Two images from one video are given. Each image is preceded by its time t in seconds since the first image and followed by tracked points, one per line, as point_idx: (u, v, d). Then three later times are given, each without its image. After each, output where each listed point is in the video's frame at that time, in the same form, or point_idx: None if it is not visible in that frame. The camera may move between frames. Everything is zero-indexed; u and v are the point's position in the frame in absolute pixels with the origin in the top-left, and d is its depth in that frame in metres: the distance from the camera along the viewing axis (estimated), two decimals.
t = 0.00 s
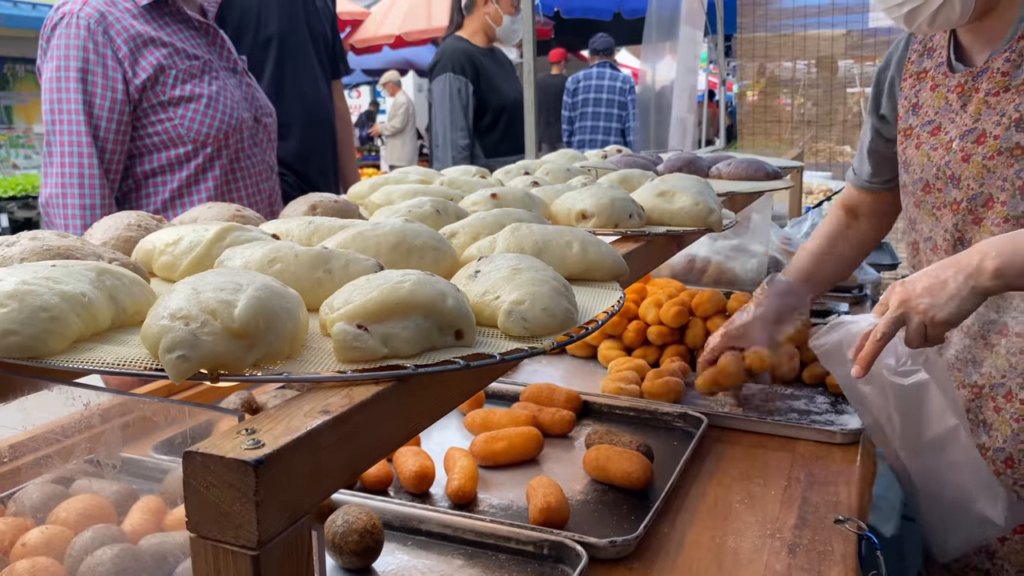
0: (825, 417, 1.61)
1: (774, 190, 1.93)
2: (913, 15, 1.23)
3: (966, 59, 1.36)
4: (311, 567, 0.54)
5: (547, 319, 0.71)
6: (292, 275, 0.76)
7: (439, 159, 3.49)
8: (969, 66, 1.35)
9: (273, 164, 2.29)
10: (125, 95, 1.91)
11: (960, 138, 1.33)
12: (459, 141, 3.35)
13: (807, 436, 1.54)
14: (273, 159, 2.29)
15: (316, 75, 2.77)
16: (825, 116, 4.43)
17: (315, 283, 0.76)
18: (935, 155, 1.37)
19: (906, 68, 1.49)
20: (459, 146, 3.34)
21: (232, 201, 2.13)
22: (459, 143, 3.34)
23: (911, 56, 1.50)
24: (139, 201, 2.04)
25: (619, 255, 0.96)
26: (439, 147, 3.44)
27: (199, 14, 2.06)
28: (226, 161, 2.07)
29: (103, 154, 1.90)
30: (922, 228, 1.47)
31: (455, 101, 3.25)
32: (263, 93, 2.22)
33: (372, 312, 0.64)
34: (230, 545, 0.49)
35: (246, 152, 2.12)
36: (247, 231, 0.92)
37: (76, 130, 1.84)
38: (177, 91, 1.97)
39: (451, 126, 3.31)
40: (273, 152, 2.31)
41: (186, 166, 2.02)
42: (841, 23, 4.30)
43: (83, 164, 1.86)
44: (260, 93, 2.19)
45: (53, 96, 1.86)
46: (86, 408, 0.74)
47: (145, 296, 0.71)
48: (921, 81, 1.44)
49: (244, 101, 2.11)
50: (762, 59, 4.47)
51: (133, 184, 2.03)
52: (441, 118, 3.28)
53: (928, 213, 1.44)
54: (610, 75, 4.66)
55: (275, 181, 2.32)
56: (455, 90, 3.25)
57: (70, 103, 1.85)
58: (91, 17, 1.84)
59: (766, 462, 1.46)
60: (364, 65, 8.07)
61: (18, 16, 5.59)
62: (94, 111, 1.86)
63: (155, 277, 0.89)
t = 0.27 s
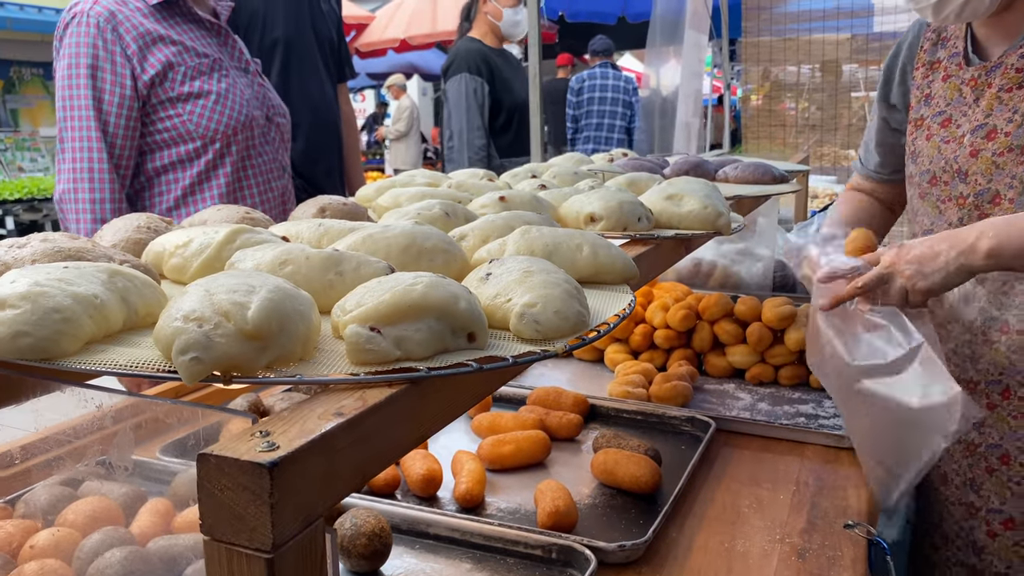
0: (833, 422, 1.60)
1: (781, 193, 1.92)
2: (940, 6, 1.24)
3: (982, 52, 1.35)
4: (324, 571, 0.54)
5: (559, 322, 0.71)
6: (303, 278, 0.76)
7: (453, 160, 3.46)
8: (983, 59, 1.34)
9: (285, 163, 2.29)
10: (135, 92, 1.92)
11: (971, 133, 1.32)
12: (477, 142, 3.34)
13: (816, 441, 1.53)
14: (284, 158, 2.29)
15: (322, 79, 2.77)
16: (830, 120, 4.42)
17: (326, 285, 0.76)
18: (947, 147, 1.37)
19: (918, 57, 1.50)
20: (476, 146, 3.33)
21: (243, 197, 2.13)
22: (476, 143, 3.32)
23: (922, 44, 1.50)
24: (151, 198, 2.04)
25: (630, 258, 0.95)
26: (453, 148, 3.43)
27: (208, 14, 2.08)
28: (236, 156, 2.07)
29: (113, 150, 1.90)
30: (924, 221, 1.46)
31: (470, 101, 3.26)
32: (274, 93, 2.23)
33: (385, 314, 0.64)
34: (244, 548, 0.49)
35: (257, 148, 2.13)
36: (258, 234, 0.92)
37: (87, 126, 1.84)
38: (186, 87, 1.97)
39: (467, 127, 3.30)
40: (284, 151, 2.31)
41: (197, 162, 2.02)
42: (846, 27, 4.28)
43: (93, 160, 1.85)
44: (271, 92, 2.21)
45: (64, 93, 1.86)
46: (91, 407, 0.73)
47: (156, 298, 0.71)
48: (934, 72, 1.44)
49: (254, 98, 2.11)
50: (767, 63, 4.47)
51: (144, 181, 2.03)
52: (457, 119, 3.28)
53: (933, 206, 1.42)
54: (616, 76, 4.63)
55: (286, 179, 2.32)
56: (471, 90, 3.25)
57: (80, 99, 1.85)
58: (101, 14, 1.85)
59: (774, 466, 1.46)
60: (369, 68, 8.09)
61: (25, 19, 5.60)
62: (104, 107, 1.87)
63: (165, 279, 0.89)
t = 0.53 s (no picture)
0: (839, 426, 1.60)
1: (786, 197, 1.92)
2: (948, 7, 1.22)
3: (994, 50, 1.33)
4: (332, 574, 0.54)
5: (568, 325, 0.70)
6: (311, 280, 0.75)
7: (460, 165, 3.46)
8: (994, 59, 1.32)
9: (296, 164, 2.29)
10: (146, 91, 1.94)
11: (984, 136, 1.31)
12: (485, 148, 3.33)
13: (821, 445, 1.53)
14: (295, 160, 2.28)
15: (328, 82, 2.78)
16: (833, 124, 4.42)
17: (333, 287, 0.76)
18: (957, 147, 1.36)
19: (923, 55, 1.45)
20: (484, 152, 3.33)
21: (252, 197, 2.13)
22: (484, 148, 3.33)
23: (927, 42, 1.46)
24: (161, 196, 2.05)
25: (637, 261, 0.95)
26: (461, 153, 3.42)
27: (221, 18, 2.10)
28: (246, 155, 2.07)
29: (124, 148, 1.92)
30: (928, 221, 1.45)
31: (480, 104, 3.26)
32: (285, 95, 2.24)
33: (393, 316, 0.64)
34: (253, 552, 0.48)
35: (267, 148, 2.12)
36: (264, 236, 0.92)
37: (99, 123, 1.87)
38: (196, 87, 1.98)
39: (475, 131, 3.30)
40: (296, 153, 2.31)
41: (206, 161, 2.02)
42: (850, 31, 4.24)
43: (105, 156, 1.87)
44: (283, 95, 2.21)
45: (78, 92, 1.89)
46: (99, 410, 0.73)
47: (163, 300, 0.71)
48: (939, 68, 1.41)
49: (264, 100, 2.12)
50: (770, 66, 4.47)
51: (155, 180, 2.04)
52: (466, 123, 3.28)
53: (939, 206, 1.40)
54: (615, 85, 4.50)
55: (297, 181, 2.31)
56: (480, 94, 3.25)
57: (93, 97, 1.87)
58: (115, 15, 1.88)
59: (780, 471, 1.45)
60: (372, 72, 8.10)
61: (29, 22, 5.60)
62: (116, 105, 1.89)
63: (171, 282, 0.89)
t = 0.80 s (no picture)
0: (843, 430, 1.59)
1: (790, 201, 1.92)
2: (939, 15, 1.21)
3: (988, 60, 1.34)
4: None
5: (572, 329, 0.70)
6: (315, 284, 0.76)
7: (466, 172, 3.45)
8: (989, 68, 1.33)
9: (301, 167, 2.29)
10: (152, 91, 1.95)
11: (980, 144, 1.31)
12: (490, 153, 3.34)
13: (826, 450, 1.52)
14: (300, 163, 2.28)
15: (331, 85, 2.79)
16: (836, 128, 4.42)
17: (338, 291, 0.76)
18: (952, 156, 1.36)
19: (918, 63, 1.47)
20: (488, 158, 3.33)
21: (256, 198, 2.13)
22: (489, 154, 3.32)
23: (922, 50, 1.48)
24: (166, 196, 2.05)
25: (641, 265, 0.95)
26: (467, 160, 3.42)
27: (231, 22, 2.11)
28: (250, 156, 2.07)
29: (130, 147, 1.94)
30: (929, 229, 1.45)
31: (485, 110, 3.25)
32: (292, 99, 2.24)
33: (398, 321, 0.64)
34: (257, 556, 0.48)
35: (271, 150, 2.13)
36: (269, 239, 0.92)
37: (106, 122, 1.88)
38: (202, 88, 1.99)
39: (481, 138, 3.30)
40: (302, 156, 2.31)
41: (210, 161, 2.03)
42: (853, 35, 4.29)
43: (111, 155, 1.89)
44: (290, 99, 2.21)
45: (88, 93, 1.91)
46: (105, 413, 0.73)
47: (169, 302, 0.71)
48: (936, 77, 1.41)
49: (270, 102, 2.13)
50: (773, 70, 4.46)
51: (161, 180, 2.05)
52: (470, 130, 3.28)
53: (938, 215, 1.41)
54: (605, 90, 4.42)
55: (303, 183, 2.31)
56: (486, 100, 3.25)
57: (100, 97, 1.89)
58: (124, 18, 1.90)
59: (785, 475, 1.44)
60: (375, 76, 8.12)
61: (34, 25, 5.62)
62: (123, 105, 1.90)
63: (176, 285, 0.89)
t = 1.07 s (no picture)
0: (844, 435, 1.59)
1: (791, 206, 1.92)
2: (933, 28, 1.20)
3: (982, 76, 1.33)
4: None
5: (572, 335, 0.71)
6: (318, 291, 0.76)
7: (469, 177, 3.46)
8: (984, 84, 1.32)
9: (306, 170, 2.30)
10: (159, 93, 1.96)
11: (982, 155, 1.29)
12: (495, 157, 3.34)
13: (827, 454, 1.52)
14: (305, 165, 2.29)
15: (332, 88, 2.79)
16: (838, 131, 4.43)
17: (340, 297, 0.76)
18: (956, 172, 1.34)
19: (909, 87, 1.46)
20: (491, 162, 3.33)
21: (259, 200, 2.13)
22: (492, 159, 3.33)
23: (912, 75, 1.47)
24: (171, 197, 2.06)
25: (642, 271, 0.96)
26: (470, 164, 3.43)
27: (239, 28, 2.13)
28: (254, 158, 2.08)
29: (135, 147, 1.94)
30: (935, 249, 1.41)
31: (488, 117, 3.25)
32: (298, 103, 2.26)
33: (400, 327, 0.64)
34: (259, 562, 0.49)
35: (275, 152, 2.13)
36: (271, 246, 0.92)
37: (112, 123, 1.89)
38: (208, 90, 1.99)
39: (484, 143, 3.31)
40: (307, 160, 2.32)
41: (214, 162, 2.04)
42: (855, 39, 4.32)
43: (116, 155, 1.90)
44: (296, 102, 2.22)
45: (96, 94, 1.93)
46: (106, 418, 0.72)
47: (171, 309, 0.71)
48: (930, 99, 1.41)
49: (276, 105, 2.13)
50: (776, 74, 4.45)
51: (166, 180, 2.05)
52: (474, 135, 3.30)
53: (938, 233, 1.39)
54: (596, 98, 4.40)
55: (307, 186, 2.31)
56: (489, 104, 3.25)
57: (107, 98, 1.90)
58: (133, 21, 1.91)
59: (785, 480, 1.44)
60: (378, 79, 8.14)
61: (36, 30, 5.64)
62: (129, 106, 1.91)
63: (179, 291, 0.89)
